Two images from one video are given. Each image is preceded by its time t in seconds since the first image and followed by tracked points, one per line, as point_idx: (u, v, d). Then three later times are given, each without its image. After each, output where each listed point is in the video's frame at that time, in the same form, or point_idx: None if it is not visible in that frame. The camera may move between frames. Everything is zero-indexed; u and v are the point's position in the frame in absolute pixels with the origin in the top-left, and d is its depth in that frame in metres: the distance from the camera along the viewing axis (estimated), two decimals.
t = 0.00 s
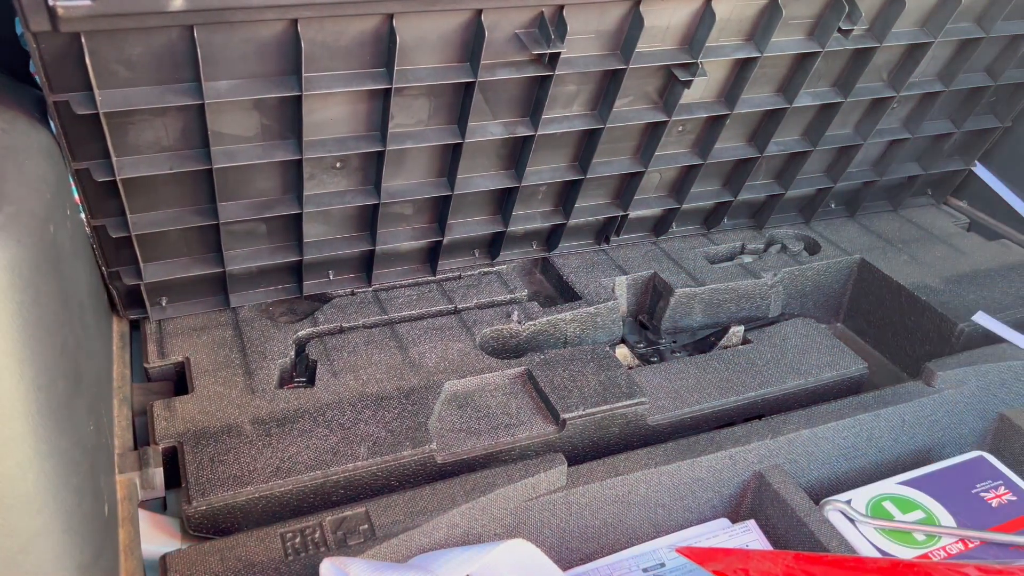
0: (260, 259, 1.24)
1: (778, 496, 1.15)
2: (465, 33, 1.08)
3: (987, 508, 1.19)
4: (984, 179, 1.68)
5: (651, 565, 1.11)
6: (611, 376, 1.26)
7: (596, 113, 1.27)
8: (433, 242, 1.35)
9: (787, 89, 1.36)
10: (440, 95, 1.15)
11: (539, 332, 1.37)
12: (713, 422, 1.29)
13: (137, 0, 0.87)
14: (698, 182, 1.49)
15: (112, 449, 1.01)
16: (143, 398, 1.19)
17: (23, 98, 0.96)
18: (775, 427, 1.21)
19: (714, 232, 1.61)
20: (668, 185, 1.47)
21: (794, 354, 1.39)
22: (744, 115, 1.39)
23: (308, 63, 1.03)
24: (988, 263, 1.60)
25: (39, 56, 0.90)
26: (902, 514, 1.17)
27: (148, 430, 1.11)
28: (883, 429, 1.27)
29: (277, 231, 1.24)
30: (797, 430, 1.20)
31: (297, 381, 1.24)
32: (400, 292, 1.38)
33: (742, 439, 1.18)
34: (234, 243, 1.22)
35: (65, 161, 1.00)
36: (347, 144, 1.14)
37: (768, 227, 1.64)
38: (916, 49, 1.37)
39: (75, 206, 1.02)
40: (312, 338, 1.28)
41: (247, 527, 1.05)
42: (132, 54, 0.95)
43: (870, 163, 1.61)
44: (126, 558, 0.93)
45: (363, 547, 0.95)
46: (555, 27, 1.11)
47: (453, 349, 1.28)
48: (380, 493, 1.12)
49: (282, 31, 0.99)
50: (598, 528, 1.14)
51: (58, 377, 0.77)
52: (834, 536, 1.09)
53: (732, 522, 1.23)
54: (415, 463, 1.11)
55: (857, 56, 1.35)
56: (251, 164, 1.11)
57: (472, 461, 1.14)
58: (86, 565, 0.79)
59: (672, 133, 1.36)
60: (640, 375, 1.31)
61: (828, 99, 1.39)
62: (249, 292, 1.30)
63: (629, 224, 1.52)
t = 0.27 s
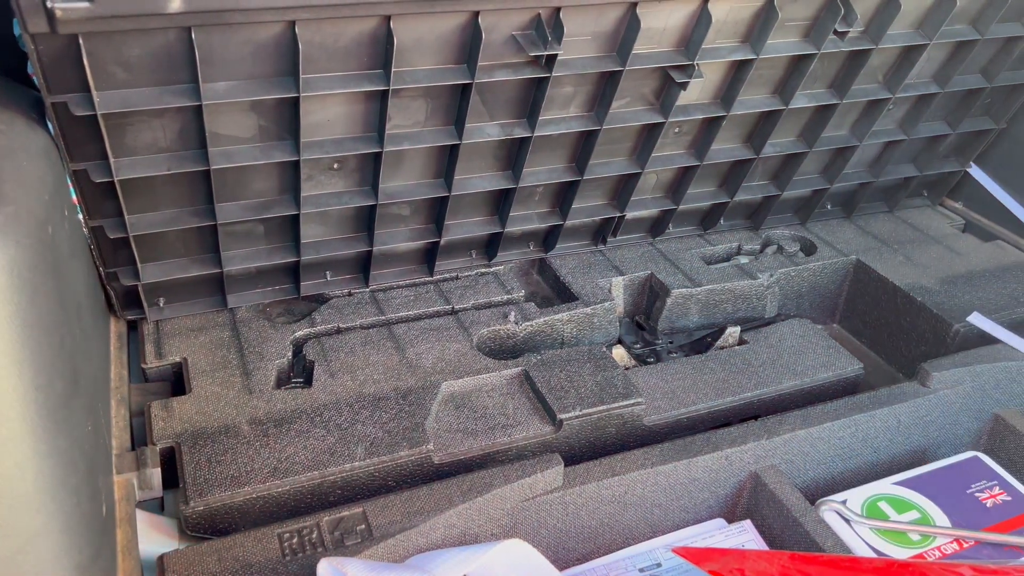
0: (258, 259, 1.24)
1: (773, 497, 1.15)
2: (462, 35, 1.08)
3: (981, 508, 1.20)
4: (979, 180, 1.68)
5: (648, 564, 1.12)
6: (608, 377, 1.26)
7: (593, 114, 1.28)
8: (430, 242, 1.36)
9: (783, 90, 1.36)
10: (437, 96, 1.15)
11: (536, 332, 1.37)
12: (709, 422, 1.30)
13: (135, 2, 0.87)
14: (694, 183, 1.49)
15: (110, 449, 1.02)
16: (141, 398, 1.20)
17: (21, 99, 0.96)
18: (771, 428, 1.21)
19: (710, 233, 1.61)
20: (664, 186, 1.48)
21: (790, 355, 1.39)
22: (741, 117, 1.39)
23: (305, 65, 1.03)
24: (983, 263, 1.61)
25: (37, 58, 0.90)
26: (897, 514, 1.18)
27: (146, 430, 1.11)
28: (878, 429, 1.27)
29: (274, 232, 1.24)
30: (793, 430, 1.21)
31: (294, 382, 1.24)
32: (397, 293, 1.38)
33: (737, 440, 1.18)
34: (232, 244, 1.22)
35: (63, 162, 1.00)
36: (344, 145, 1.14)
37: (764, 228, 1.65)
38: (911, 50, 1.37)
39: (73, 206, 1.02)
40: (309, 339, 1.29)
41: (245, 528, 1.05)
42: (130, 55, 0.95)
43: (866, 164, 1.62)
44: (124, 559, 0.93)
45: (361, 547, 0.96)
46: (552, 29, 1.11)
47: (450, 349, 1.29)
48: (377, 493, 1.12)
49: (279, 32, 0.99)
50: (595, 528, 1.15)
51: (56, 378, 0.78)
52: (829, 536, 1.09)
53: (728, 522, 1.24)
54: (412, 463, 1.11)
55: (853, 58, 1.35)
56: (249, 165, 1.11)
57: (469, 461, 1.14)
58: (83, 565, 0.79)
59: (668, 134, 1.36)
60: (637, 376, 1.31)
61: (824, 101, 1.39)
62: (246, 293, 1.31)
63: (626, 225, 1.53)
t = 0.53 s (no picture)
0: (255, 258, 1.24)
1: (771, 496, 1.15)
2: (460, 33, 1.08)
3: (979, 507, 1.20)
4: (977, 180, 1.68)
5: (645, 563, 1.12)
6: (605, 376, 1.26)
7: (591, 113, 1.28)
8: (428, 241, 1.36)
9: (781, 90, 1.37)
10: (435, 95, 1.15)
11: (534, 331, 1.37)
12: (707, 421, 1.30)
13: None
14: (692, 182, 1.49)
15: (107, 449, 1.01)
16: (138, 397, 1.19)
17: (17, 97, 0.96)
18: (769, 427, 1.21)
19: (708, 232, 1.61)
20: (662, 186, 1.48)
21: (788, 354, 1.39)
22: (739, 116, 1.39)
23: (302, 63, 1.03)
24: (980, 263, 1.61)
25: (33, 55, 0.90)
26: (894, 513, 1.18)
27: (143, 429, 1.11)
28: (876, 428, 1.27)
29: (271, 230, 1.24)
30: (791, 430, 1.20)
31: (291, 381, 1.23)
32: (395, 292, 1.38)
33: (735, 439, 1.18)
34: (229, 242, 1.22)
35: (60, 161, 1.00)
36: (342, 144, 1.14)
37: (762, 228, 1.65)
38: (909, 50, 1.37)
39: (70, 205, 1.02)
40: (306, 337, 1.28)
41: (242, 526, 1.05)
42: (127, 53, 0.94)
43: (863, 163, 1.62)
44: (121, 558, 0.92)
45: (358, 545, 0.96)
46: (550, 27, 1.11)
47: (448, 348, 1.29)
48: (374, 492, 1.12)
49: (277, 30, 0.99)
50: (593, 527, 1.15)
51: (52, 376, 0.77)
52: (827, 535, 1.09)
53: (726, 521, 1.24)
54: (410, 462, 1.11)
55: (851, 57, 1.35)
56: (246, 163, 1.11)
57: (467, 460, 1.14)
58: (80, 564, 0.79)
59: (666, 133, 1.36)
60: (634, 375, 1.31)
61: (822, 100, 1.39)
62: (244, 291, 1.30)
63: (624, 224, 1.53)
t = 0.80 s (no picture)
0: (253, 258, 1.24)
1: (768, 496, 1.15)
2: (458, 34, 1.08)
3: (976, 508, 1.20)
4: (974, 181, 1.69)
5: (642, 564, 1.12)
6: (603, 377, 1.26)
7: (589, 114, 1.28)
8: (426, 241, 1.36)
9: (779, 91, 1.37)
10: (433, 95, 1.15)
11: (531, 332, 1.37)
12: (704, 422, 1.30)
13: None
14: (690, 183, 1.49)
15: (104, 449, 1.01)
16: (135, 397, 1.19)
17: (14, 96, 0.96)
18: (766, 428, 1.21)
19: (706, 233, 1.61)
20: (660, 186, 1.48)
21: (785, 355, 1.39)
22: (736, 117, 1.39)
23: (300, 63, 1.03)
24: (977, 264, 1.61)
25: (30, 55, 0.90)
26: (891, 514, 1.18)
27: (140, 430, 1.11)
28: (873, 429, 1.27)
29: (269, 231, 1.24)
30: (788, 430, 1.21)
31: (289, 382, 1.24)
32: (393, 292, 1.38)
33: (732, 439, 1.18)
34: (226, 243, 1.22)
35: (57, 160, 1.00)
36: (339, 144, 1.14)
37: (760, 228, 1.65)
38: (906, 51, 1.38)
39: (67, 204, 1.02)
40: (304, 337, 1.28)
41: (239, 527, 1.05)
42: (124, 53, 0.94)
43: (861, 164, 1.62)
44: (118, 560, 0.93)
45: (355, 546, 0.96)
46: (548, 28, 1.11)
47: (445, 349, 1.29)
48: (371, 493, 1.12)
49: (274, 30, 0.99)
50: (589, 528, 1.15)
51: (49, 376, 0.77)
52: (824, 536, 1.09)
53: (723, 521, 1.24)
54: (407, 462, 1.11)
55: (848, 58, 1.36)
56: (244, 163, 1.11)
57: (464, 460, 1.14)
58: (76, 564, 0.79)
59: (664, 134, 1.36)
60: (632, 376, 1.31)
61: (819, 101, 1.39)
62: (241, 292, 1.30)
63: (622, 225, 1.53)
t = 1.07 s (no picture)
0: (253, 256, 1.24)
1: (768, 495, 1.15)
2: (459, 32, 1.08)
3: (976, 508, 1.20)
4: (974, 180, 1.69)
5: (642, 563, 1.12)
6: (603, 376, 1.26)
7: (590, 112, 1.27)
8: (426, 240, 1.35)
9: (779, 90, 1.37)
10: (434, 93, 1.15)
11: (531, 331, 1.37)
12: (703, 421, 1.30)
13: None
14: (690, 182, 1.49)
15: (103, 447, 1.01)
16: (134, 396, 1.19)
17: (14, 94, 0.96)
18: (766, 427, 1.21)
19: (706, 232, 1.61)
20: (661, 186, 1.48)
21: (785, 355, 1.39)
22: (737, 116, 1.39)
23: (301, 61, 1.03)
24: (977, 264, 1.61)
25: (30, 52, 0.89)
26: (891, 513, 1.18)
27: (140, 428, 1.11)
28: (873, 429, 1.27)
29: (269, 229, 1.24)
30: (789, 429, 1.20)
31: (289, 380, 1.24)
32: (393, 291, 1.38)
33: (733, 438, 1.18)
34: (226, 241, 1.22)
35: (57, 158, 1.00)
36: (340, 142, 1.14)
37: (760, 228, 1.65)
38: (907, 50, 1.38)
39: (66, 202, 1.02)
40: (304, 336, 1.28)
41: (238, 525, 1.05)
42: (124, 50, 0.94)
43: (861, 164, 1.62)
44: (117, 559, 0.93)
45: (355, 545, 0.95)
46: (549, 26, 1.11)
47: (445, 348, 1.28)
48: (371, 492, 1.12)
49: (275, 28, 0.98)
50: (589, 527, 1.14)
51: (48, 373, 0.77)
52: (824, 535, 1.09)
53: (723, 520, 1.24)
54: (407, 461, 1.11)
55: (849, 58, 1.36)
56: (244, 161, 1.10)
57: (464, 459, 1.14)
58: (76, 562, 0.79)
59: (664, 133, 1.36)
60: (632, 375, 1.31)
61: (819, 101, 1.39)
62: (241, 290, 1.30)
63: (622, 224, 1.52)
